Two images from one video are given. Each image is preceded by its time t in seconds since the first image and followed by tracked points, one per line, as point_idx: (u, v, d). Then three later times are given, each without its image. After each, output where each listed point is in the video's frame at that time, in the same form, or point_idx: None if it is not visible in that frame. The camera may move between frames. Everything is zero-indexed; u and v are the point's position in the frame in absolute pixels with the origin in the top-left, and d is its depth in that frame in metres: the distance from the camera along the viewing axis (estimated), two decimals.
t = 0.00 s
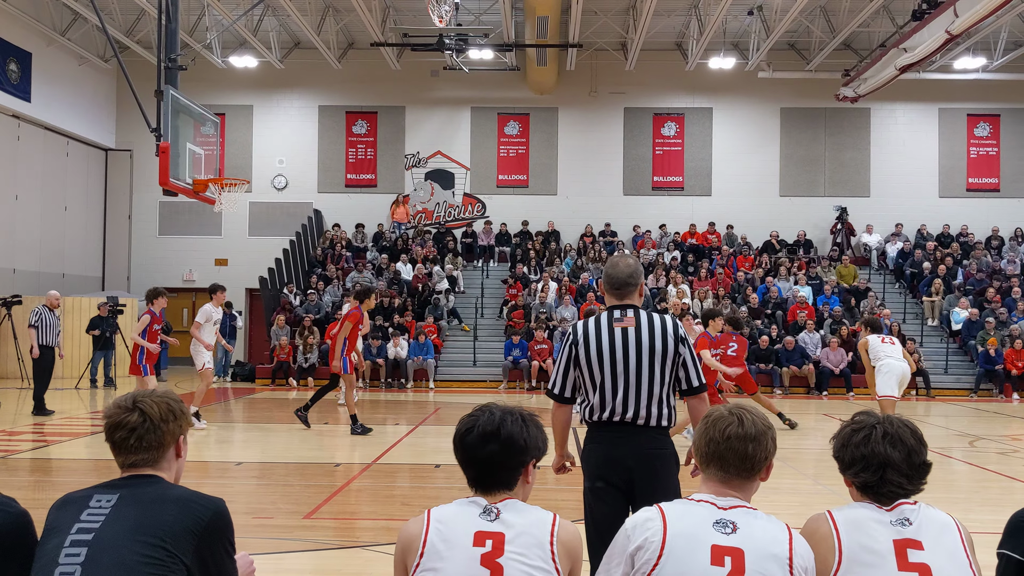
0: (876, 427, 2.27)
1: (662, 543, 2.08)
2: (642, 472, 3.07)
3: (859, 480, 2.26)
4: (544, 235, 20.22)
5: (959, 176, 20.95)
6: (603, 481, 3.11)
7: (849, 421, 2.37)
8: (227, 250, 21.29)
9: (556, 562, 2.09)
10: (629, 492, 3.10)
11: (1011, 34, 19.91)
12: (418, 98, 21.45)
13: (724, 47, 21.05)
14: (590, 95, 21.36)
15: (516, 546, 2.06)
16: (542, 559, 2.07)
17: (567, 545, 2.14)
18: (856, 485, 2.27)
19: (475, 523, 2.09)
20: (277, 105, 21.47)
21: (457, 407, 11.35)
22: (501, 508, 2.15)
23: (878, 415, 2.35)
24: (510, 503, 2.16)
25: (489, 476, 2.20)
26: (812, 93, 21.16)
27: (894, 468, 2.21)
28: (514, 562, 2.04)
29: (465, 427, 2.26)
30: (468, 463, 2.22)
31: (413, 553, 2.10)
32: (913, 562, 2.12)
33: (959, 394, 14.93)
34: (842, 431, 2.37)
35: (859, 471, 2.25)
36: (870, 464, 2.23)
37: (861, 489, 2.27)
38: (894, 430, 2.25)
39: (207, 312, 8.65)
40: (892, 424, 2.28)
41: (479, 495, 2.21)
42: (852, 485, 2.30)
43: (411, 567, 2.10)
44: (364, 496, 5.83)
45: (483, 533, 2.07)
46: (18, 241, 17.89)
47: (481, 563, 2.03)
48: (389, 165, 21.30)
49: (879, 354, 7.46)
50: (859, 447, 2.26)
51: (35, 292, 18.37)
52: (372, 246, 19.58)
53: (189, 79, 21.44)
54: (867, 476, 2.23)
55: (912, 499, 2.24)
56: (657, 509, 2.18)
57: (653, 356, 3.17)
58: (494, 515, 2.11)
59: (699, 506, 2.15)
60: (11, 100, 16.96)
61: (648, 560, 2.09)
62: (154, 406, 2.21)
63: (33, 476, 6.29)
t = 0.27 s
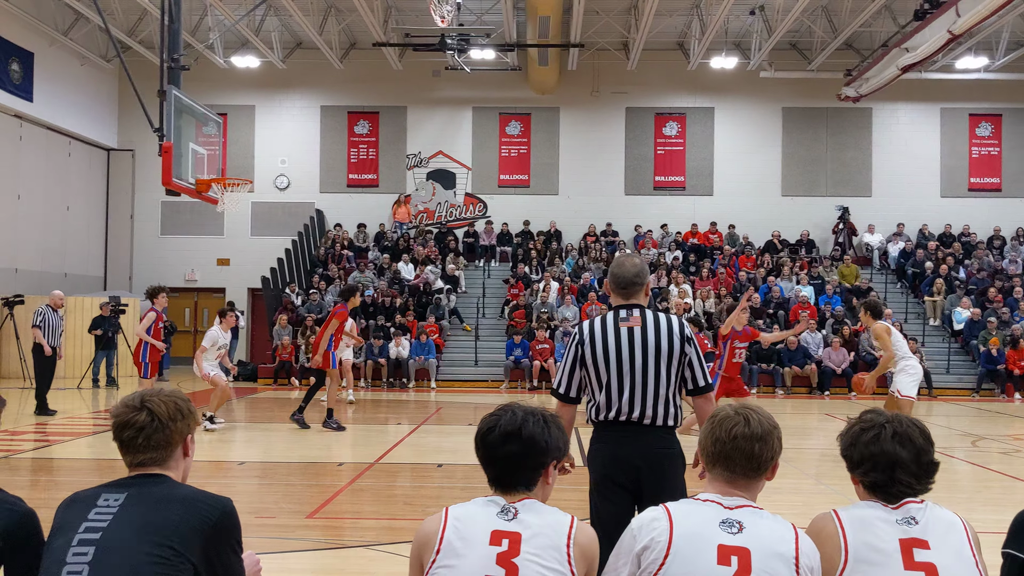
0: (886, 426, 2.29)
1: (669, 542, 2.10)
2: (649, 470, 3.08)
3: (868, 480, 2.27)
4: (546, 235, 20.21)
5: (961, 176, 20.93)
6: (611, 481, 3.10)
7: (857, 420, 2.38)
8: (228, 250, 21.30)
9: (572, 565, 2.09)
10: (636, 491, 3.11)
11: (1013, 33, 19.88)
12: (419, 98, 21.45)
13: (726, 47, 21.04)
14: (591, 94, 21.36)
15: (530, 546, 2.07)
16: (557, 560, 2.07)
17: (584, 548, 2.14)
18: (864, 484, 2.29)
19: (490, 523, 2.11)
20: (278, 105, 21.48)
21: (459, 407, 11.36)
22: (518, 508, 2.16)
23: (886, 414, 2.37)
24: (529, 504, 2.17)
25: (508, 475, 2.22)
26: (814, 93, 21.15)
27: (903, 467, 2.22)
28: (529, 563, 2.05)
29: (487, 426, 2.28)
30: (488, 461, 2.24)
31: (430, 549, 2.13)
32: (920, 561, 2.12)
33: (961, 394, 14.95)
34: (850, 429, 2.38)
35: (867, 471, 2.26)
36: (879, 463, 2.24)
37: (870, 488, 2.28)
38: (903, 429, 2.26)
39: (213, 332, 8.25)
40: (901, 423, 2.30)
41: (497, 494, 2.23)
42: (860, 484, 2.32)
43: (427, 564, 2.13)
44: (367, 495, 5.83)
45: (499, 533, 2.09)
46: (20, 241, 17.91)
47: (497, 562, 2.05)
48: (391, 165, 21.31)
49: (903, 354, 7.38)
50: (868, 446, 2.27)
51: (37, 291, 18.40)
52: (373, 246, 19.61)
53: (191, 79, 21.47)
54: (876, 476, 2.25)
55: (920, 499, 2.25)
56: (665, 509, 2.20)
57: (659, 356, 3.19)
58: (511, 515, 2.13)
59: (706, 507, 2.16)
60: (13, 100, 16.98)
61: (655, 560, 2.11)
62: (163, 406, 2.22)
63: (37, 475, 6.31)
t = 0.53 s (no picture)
0: (879, 427, 2.28)
1: (658, 543, 2.10)
2: (641, 472, 3.07)
3: (860, 481, 2.27)
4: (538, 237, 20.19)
5: (952, 179, 21.01)
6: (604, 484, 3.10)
7: (850, 420, 2.37)
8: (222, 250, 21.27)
9: (564, 567, 2.12)
10: (629, 492, 3.11)
11: (1004, 37, 19.94)
12: (410, 98, 21.43)
13: (718, 49, 21.05)
14: (583, 96, 21.37)
15: (523, 549, 2.10)
16: (549, 563, 2.10)
17: (576, 551, 2.17)
18: (856, 485, 2.28)
19: (485, 524, 2.14)
20: (270, 105, 21.43)
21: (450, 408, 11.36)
22: (512, 508, 2.20)
23: (879, 413, 2.36)
24: (523, 506, 2.20)
25: (506, 478, 2.24)
26: (805, 95, 21.21)
27: (897, 470, 2.22)
28: (521, 564, 2.08)
29: (486, 427, 2.31)
30: (486, 463, 2.28)
31: (423, 548, 2.16)
32: (908, 564, 2.13)
33: (950, 397, 15.05)
34: (842, 430, 2.37)
35: (860, 472, 2.26)
36: (871, 465, 2.24)
37: (861, 489, 2.28)
38: (896, 429, 2.26)
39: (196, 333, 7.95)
40: (894, 423, 2.30)
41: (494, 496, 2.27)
42: (851, 485, 2.31)
43: (420, 563, 2.16)
44: (356, 496, 5.83)
45: (492, 534, 2.12)
46: (9, 240, 17.83)
47: (489, 563, 2.08)
48: (383, 166, 21.29)
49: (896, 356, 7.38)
50: (860, 448, 2.27)
51: (27, 291, 18.31)
52: (365, 247, 19.58)
53: (183, 78, 21.41)
54: (869, 477, 2.24)
55: (910, 500, 2.26)
56: (655, 511, 2.20)
57: (651, 357, 3.16)
58: (505, 516, 2.16)
59: (695, 508, 2.16)
60: (3, 98, 16.90)
61: (643, 562, 2.10)
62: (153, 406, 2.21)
63: (24, 475, 6.27)
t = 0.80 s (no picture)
0: (813, 426, 2.32)
1: (593, 541, 2.10)
2: (589, 470, 3.05)
3: (794, 479, 2.30)
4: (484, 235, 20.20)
5: (889, 186, 21.55)
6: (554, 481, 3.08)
7: (785, 418, 2.41)
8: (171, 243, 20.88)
9: (499, 566, 2.16)
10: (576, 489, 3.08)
11: (940, 49, 20.52)
12: (358, 92, 21.30)
13: (665, 52, 21.29)
14: (531, 95, 21.45)
15: (459, 547, 2.13)
16: (484, 561, 2.13)
17: (512, 549, 2.21)
18: (789, 483, 2.32)
19: (421, 522, 2.17)
20: (215, 95, 21.10)
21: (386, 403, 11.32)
22: (449, 506, 2.23)
23: (813, 413, 2.41)
24: (460, 503, 2.23)
25: (448, 477, 2.26)
26: (748, 100, 21.60)
27: (829, 469, 2.26)
28: (456, 561, 2.11)
29: (431, 426, 2.31)
30: (427, 462, 2.28)
31: (357, 546, 2.18)
32: (836, 562, 2.17)
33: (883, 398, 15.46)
34: (776, 428, 2.42)
35: (794, 470, 2.30)
36: (805, 464, 2.27)
37: (794, 487, 2.32)
38: (829, 429, 2.31)
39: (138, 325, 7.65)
40: (827, 423, 2.34)
41: (434, 494, 2.29)
42: (785, 483, 2.36)
43: (353, 560, 2.17)
44: (294, 493, 5.75)
45: (427, 531, 2.15)
46: None
47: (423, 561, 2.11)
48: (331, 160, 21.08)
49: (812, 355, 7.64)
50: (795, 447, 2.30)
51: None
52: (309, 242, 19.43)
53: (123, 66, 20.99)
54: (802, 476, 2.28)
55: (841, 498, 2.30)
56: (590, 508, 2.20)
57: (599, 355, 3.17)
58: (441, 514, 2.19)
59: (630, 506, 2.18)
60: None
61: (578, 558, 2.11)
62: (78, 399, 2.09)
63: None
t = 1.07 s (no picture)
0: (721, 419, 2.43)
1: (507, 533, 2.11)
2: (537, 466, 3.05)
3: (702, 471, 2.40)
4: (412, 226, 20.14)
5: (807, 184, 22.21)
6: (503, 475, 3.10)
7: (697, 411, 2.51)
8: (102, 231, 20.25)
9: (411, 557, 2.13)
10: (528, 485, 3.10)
11: (857, 53, 21.17)
12: (283, 79, 21.00)
13: (592, 47, 21.44)
14: (459, 87, 21.42)
15: (368, 540, 2.09)
16: (395, 552, 2.10)
17: (424, 539, 2.18)
18: (698, 475, 2.42)
19: (329, 515, 2.12)
20: (136, 79, 20.55)
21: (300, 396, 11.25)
22: (358, 499, 2.18)
23: (723, 406, 2.52)
24: (369, 495, 2.18)
25: (360, 472, 2.19)
26: (671, 98, 21.97)
27: (736, 460, 2.37)
28: (366, 554, 2.08)
29: (338, 421, 2.20)
30: (335, 457, 2.18)
31: (265, 542, 2.13)
32: (744, 552, 2.25)
33: (799, 391, 16.05)
34: (689, 421, 2.51)
35: (701, 463, 2.40)
36: (713, 456, 2.38)
37: (703, 479, 2.41)
38: (735, 422, 2.42)
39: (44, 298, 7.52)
40: (735, 415, 2.46)
41: (341, 488, 2.22)
42: (694, 475, 2.45)
43: (261, 557, 2.12)
44: (212, 486, 5.67)
45: (336, 525, 2.10)
46: None
47: (333, 556, 2.07)
48: (251, 147, 20.71)
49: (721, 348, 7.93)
50: (704, 440, 2.40)
51: None
52: (230, 229, 19.07)
53: (37, 46, 20.25)
54: (710, 468, 2.38)
55: (750, 490, 2.40)
56: (505, 500, 2.21)
57: (560, 354, 3.17)
58: (350, 506, 2.15)
59: (546, 498, 2.18)
60: None
61: (493, 550, 2.11)
62: None
63: None
